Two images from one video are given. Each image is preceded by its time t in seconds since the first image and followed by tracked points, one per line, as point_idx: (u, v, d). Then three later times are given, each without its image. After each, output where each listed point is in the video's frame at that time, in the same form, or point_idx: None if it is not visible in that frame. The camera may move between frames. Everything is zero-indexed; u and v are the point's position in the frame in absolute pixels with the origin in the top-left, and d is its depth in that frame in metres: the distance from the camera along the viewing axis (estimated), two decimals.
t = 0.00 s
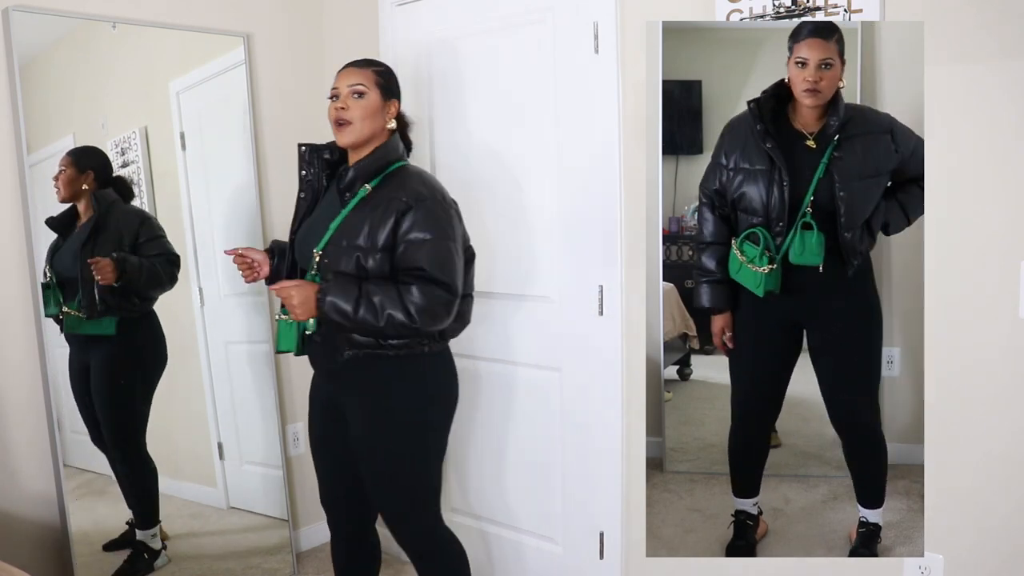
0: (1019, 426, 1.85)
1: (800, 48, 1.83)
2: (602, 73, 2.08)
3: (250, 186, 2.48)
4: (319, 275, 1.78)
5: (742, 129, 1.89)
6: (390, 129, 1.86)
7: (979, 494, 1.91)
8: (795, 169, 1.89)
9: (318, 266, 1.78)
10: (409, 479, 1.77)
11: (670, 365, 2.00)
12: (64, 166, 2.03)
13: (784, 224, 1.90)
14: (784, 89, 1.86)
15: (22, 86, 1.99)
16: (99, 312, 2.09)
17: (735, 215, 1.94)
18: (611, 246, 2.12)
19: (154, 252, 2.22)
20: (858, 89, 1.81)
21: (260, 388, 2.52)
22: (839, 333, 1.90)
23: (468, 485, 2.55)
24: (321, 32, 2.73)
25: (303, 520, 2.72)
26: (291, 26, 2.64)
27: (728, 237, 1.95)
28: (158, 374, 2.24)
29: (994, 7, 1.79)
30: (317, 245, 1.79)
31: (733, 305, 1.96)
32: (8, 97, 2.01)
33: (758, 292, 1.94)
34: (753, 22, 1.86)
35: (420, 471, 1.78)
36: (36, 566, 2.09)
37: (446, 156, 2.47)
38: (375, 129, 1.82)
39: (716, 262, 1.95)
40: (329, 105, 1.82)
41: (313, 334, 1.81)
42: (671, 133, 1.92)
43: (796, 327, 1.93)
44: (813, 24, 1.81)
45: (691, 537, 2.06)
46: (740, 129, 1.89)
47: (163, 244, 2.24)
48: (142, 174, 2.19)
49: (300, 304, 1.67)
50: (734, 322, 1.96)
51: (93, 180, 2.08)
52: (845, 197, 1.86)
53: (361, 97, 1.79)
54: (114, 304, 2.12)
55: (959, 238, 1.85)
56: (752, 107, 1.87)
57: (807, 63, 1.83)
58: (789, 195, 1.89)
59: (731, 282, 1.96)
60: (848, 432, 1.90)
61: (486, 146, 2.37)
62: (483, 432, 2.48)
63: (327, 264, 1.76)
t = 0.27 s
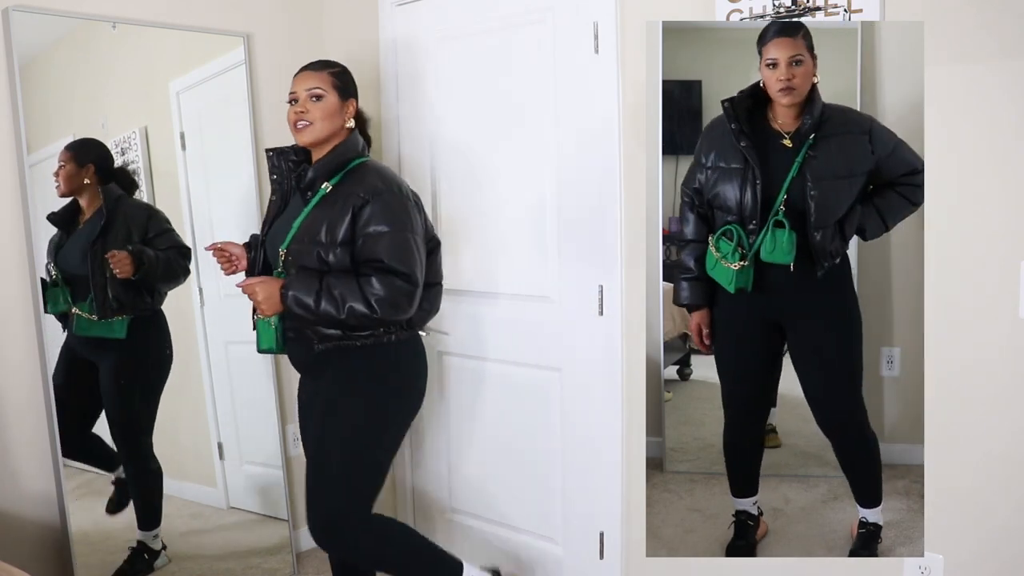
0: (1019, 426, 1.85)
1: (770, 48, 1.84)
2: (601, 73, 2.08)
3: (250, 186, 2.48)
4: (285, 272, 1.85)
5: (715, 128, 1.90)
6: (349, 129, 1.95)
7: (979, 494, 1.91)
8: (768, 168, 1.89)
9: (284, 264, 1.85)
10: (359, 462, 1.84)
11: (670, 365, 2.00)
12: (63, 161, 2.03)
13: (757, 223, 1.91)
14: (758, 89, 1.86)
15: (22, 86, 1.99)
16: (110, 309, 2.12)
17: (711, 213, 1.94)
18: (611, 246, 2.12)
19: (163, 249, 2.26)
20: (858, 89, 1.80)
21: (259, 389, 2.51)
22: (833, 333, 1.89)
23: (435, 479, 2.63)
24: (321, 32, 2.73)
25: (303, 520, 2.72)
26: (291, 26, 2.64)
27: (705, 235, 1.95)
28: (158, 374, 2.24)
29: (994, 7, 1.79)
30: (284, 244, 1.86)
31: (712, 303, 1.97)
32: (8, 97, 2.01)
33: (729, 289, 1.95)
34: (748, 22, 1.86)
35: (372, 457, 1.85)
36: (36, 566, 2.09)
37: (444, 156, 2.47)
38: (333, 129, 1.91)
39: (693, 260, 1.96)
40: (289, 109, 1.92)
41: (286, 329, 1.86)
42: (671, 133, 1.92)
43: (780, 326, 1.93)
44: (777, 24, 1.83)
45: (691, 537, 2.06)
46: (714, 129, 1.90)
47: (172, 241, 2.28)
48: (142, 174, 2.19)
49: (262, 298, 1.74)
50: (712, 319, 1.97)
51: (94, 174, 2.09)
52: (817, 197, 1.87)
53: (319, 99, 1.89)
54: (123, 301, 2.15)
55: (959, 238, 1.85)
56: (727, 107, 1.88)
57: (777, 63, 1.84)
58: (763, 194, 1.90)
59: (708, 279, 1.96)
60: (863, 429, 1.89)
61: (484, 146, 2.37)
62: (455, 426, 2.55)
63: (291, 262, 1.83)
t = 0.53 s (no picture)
0: (1019, 426, 1.85)
1: (750, 52, 1.86)
2: (601, 73, 2.08)
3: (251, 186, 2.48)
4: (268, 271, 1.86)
5: (703, 130, 1.90)
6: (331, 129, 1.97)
7: (979, 494, 1.91)
8: (756, 168, 1.91)
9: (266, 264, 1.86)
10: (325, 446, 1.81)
11: (670, 365, 2.01)
12: (63, 158, 2.04)
13: (745, 223, 1.92)
14: (744, 91, 1.88)
15: (22, 85, 1.99)
16: (110, 311, 2.12)
17: (700, 214, 1.94)
18: (611, 246, 2.12)
19: (164, 250, 2.25)
20: (858, 88, 1.81)
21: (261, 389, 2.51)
22: (830, 333, 1.89)
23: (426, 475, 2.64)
24: (321, 32, 2.73)
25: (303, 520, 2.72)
26: (290, 26, 2.64)
27: (695, 235, 1.95)
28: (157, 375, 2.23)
29: (994, 7, 1.79)
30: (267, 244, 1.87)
31: (702, 303, 1.97)
32: (8, 97, 2.01)
33: (717, 289, 1.96)
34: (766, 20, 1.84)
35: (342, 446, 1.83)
36: (36, 566, 2.09)
37: (442, 156, 2.47)
38: (315, 129, 1.93)
39: (684, 260, 1.96)
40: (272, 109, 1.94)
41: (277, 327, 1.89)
42: (671, 134, 1.92)
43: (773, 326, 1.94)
44: (757, 27, 1.84)
45: (691, 537, 2.05)
46: (702, 130, 1.90)
47: (172, 242, 2.27)
48: (142, 174, 2.19)
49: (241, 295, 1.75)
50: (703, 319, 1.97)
51: (93, 171, 2.09)
52: (804, 197, 1.88)
53: (301, 99, 1.91)
54: (123, 303, 2.15)
55: (958, 238, 1.85)
56: (715, 108, 1.89)
57: (760, 66, 1.85)
58: (751, 193, 1.91)
59: (698, 279, 1.97)
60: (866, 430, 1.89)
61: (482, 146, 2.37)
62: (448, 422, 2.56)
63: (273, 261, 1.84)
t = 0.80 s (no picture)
0: (1019, 426, 1.85)
1: (745, 53, 1.86)
2: (601, 73, 2.08)
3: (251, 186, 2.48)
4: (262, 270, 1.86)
5: (699, 132, 1.91)
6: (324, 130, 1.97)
7: (979, 495, 1.91)
8: (751, 168, 1.91)
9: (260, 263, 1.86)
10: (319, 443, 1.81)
11: (670, 365, 2.01)
12: (63, 157, 2.04)
13: (739, 224, 1.92)
14: (740, 91, 1.88)
15: (22, 85, 1.99)
16: (106, 312, 2.12)
17: (696, 214, 1.95)
18: (611, 247, 2.12)
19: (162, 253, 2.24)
20: (858, 88, 1.81)
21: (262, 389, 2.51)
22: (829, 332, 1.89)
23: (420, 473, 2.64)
24: (321, 32, 2.73)
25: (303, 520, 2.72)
26: (290, 26, 2.64)
27: (691, 236, 1.96)
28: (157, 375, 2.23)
29: (994, 7, 1.79)
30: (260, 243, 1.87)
31: (698, 303, 1.98)
32: (8, 97, 2.01)
33: (712, 289, 1.96)
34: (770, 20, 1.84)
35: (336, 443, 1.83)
36: (36, 566, 2.09)
37: (442, 155, 2.48)
38: (309, 130, 1.93)
39: (680, 261, 1.97)
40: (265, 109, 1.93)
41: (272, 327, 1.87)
42: (671, 134, 1.92)
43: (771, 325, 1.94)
44: (751, 28, 1.84)
45: (691, 537, 2.05)
46: (696, 132, 1.91)
47: (171, 245, 2.27)
48: (142, 174, 2.19)
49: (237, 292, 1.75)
50: (699, 319, 1.98)
51: (93, 171, 2.08)
52: (798, 197, 1.88)
53: (295, 100, 1.91)
54: (118, 304, 2.14)
55: (958, 238, 1.85)
56: (710, 108, 1.89)
57: (754, 67, 1.85)
58: (745, 193, 1.92)
59: (693, 279, 1.97)
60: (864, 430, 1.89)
61: (482, 145, 2.38)
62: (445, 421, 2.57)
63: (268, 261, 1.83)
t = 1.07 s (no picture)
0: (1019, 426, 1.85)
1: (744, 53, 1.85)
2: (601, 73, 2.08)
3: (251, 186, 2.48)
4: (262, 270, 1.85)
5: (697, 133, 1.91)
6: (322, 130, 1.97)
7: (979, 495, 1.91)
8: (749, 168, 1.91)
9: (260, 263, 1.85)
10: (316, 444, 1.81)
11: (670, 365, 2.01)
12: (63, 156, 2.04)
13: (737, 224, 1.92)
14: (739, 91, 1.87)
15: (22, 85, 1.99)
16: (99, 315, 2.11)
17: (694, 214, 1.95)
18: (611, 247, 2.12)
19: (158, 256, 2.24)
20: (858, 88, 1.81)
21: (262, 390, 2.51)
22: (825, 333, 1.89)
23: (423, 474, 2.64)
24: (321, 32, 2.73)
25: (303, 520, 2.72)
26: (290, 26, 2.64)
27: (690, 236, 1.96)
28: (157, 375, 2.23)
29: (994, 7, 1.79)
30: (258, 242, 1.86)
31: (696, 303, 1.98)
32: (8, 97, 2.01)
33: (710, 288, 1.95)
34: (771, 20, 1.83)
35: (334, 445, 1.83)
36: (36, 566, 2.09)
37: (442, 155, 2.48)
38: (308, 130, 1.93)
39: (678, 261, 1.97)
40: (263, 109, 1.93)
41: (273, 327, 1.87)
42: (671, 134, 1.92)
43: (766, 326, 1.94)
44: (749, 28, 1.84)
45: (691, 537, 2.05)
46: (696, 133, 1.91)
47: (167, 249, 2.26)
48: (142, 174, 2.19)
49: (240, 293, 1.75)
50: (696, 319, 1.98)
51: (93, 171, 2.09)
52: (796, 197, 1.88)
53: (294, 100, 1.91)
54: (111, 307, 2.13)
55: (958, 238, 1.85)
56: (709, 109, 1.89)
57: (752, 67, 1.85)
58: (744, 194, 1.91)
59: (692, 279, 1.97)
60: (866, 431, 1.89)
61: (482, 145, 2.38)
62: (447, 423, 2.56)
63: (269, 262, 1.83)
